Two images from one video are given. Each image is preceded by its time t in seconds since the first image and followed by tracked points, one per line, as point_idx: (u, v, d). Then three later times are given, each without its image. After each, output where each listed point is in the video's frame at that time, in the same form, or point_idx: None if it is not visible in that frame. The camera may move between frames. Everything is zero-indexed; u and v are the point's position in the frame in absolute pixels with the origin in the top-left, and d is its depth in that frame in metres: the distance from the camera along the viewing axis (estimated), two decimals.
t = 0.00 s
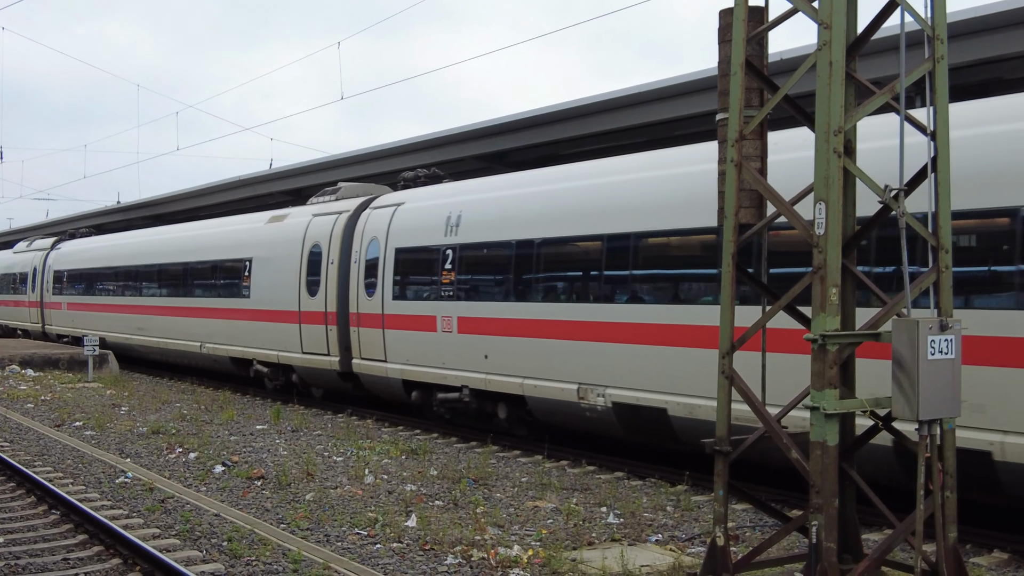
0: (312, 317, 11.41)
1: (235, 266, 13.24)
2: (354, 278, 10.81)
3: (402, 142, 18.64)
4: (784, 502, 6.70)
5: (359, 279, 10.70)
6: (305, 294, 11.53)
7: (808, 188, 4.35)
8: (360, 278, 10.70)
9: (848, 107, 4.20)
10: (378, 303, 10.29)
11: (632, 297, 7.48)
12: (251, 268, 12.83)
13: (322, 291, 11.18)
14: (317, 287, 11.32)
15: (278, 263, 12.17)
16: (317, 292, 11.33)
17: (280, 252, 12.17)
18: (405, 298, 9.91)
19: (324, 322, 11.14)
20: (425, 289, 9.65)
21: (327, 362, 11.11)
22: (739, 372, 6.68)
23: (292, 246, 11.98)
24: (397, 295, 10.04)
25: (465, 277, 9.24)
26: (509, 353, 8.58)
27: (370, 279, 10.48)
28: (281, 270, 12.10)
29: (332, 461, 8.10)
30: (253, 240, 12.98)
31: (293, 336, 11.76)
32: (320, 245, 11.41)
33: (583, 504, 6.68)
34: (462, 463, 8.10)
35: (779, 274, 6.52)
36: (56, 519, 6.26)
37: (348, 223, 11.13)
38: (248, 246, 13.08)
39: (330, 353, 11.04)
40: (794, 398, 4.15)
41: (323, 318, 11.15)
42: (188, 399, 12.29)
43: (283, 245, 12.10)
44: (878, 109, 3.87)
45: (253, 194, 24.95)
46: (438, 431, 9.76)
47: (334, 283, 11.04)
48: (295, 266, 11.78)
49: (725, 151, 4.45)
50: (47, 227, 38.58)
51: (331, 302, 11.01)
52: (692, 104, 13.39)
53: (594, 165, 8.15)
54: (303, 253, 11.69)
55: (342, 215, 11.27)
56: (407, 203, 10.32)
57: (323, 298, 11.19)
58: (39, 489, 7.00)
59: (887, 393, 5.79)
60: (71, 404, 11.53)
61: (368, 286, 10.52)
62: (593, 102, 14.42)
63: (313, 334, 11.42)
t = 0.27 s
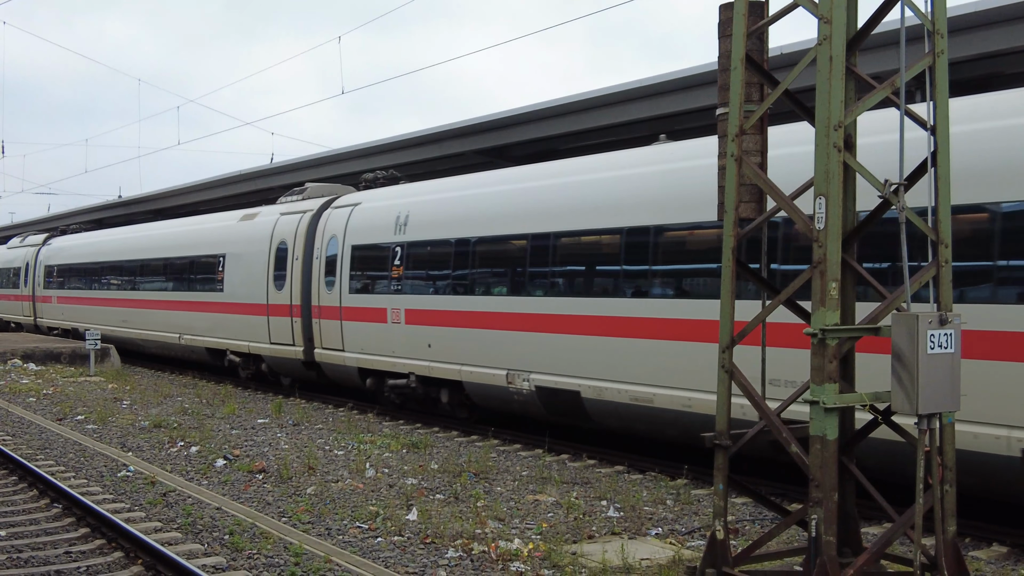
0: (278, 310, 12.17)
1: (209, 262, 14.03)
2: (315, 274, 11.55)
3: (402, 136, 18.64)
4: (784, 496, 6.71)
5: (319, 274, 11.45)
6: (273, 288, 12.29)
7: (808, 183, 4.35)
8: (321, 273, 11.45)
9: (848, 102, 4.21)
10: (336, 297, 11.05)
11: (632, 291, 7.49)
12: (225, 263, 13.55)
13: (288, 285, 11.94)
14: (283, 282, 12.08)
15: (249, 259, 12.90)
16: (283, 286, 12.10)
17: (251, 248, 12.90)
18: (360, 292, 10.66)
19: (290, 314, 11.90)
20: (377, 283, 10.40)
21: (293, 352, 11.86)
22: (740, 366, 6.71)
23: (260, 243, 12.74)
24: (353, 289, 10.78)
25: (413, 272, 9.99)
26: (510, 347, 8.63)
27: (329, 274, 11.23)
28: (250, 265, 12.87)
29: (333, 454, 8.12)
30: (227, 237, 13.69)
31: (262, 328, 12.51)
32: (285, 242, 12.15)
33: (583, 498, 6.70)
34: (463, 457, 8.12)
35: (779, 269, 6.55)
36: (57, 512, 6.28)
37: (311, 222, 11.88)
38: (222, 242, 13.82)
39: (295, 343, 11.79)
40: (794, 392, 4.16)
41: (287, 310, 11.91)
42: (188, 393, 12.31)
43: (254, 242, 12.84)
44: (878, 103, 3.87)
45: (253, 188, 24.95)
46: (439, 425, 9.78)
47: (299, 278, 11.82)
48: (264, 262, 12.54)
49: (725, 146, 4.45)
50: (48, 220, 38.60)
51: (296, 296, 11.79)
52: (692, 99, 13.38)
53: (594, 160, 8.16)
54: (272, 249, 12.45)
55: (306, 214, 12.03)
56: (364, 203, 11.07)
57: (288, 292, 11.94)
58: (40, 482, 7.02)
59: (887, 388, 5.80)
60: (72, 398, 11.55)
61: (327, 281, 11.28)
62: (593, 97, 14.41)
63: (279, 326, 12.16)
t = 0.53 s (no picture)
0: (248, 304, 12.96)
1: (186, 259, 14.82)
2: (281, 271, 12.31)
3: (402, 133, 18.65)
4: (784, 492, 6.72)
5: (285, 271, 12.23)
6: (243, 284, 13.08)
7: (808, 179, 4.35)
8: (286, 270, 12.22)
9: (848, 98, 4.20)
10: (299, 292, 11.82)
11: (633, 288, 7.50)
12: (201, 260, 14.30)
13: (257, 282, 12.73)
14: (253, 278, 12.88)
15: (224, 256, 13.66)
16: (253, 282, 12.91)
17: (225, 246, 13.65)
18: (321, 287, 11.43)
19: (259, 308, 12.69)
20: (336, 279, 11.17)
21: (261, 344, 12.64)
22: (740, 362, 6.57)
23: (231, 241, 13.54)
24: (315, 285, 11.55)
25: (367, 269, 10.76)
26: (509, 343, 8.65)
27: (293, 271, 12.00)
28: (223, 263, 13.67)
29: (334, 450, 8.14)
30: (204, 236, 14.43)
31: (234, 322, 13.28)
32: (254, 241, 12.93)
33: (584, 494, 6.71)
34: (464, 453, 8.13)
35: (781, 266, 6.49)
36: (59, 508, 6.30)
37: (278, 221, 12.65)
38: (200, 241, 14.59)
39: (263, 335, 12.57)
40: (794, 388, 4.16)
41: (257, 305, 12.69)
42: (190, 389, 12.33)
43: (227, 240, 13.59)
44: (878, 100, 3.87)
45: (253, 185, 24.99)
46: (439, 421, 9.79)
47: (267, 275, 12.61)
48: (236, 259, 13.31)
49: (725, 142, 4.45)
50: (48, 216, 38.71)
51: (265, 291, 12.58)
52: (692, 95, 13.39)
53: (594, 156, 8.17)
54: (243, 247, 13.21)
55: (273, 214, 12.81)
56: (326, 205, 11.83)
57: (258, 288, 12.73)
58: (42, 478, 7.04)
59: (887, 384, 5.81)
60: (74, 394, 11.58)
61: (291, 277, 12.05)
62: (593, 93, 14.43)
63: (250, 320, 12.95)
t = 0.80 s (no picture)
0: (221, 301, 13.75)
1: (164, 258, 15.56)
2: (251, 269, 13.07)
3: (403, 131, 18.64)
4: (784, 490, 6.72)
5: (252, 269, 13.01)
6: (215, 281, 13.85)
7: (810, 177, 4.34)
8: (253, 268, 13.01)
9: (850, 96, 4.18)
10: (266, 289, 12.60)
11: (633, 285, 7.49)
12: (179, 260, 15.02)
13: (228, 279, 13.51)
14: (224, 275, 13.66)
15: (199, 255, 14.40)
16: (225, 280, 13.68)
17: (199, 245, 14.42)
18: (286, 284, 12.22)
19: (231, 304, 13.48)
20: (299, 277, 11.95)
21: (232, 338, 13.44)
22: (739, 359, 6.61)
23: (204, 241, 14.33)
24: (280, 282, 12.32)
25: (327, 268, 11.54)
26: (508, 341, 8.65)
27: (261, 270, 12.78)
28: (197, 261, 14.44)
29: (335, 448, 8.13)
30: (181, 235, 15.16)
31: (207, 318, 14.05)
32: (226, 240, 13.69)
33: (584, 492, 6.70)
34: (464, 451, 8.13)
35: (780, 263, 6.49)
36: (60, 506, 6.30)
37: (248, 222, 13.40)
38: (177, 240, 15.34)
39: (234, 330, 13.35)
40: (795, 387, 4.15)
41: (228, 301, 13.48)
42: (190, 387, 12.32)
43: (201, 240, 14.36)
44: (879, 98, 3.85)
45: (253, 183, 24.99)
46: (440, 419, 9.78)
47: (238, 273, 13.38)
48: (209, 258, 14.11)
49: (726, 139, 4.44)
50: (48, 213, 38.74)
51: (236, 288, 13.34)
52: (692, 93, 13.37)
53: (595, 154, 8.17)
54: (217, 246, 13.96)
55: (244, 215, 13.58)
56: (290, 207, 12.59)
57: (230, 285, 13.51)
58: (42, 476, 7.04)
59: (888, 382, 5.80)
60: (74, 392, 11.57)
61: (259, 275, 12.83)
62: (594, 91, 14.42)
63: (223, 315, 13.73)
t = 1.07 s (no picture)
0: (196, 297, 14.36)
1: (144, 256, 16.17)
2: (223, 268, 13.74)
3: (403, 129, 18.64)
4: (785, 488, 6.72)
5: (224, 268, 13.65)
6: (191, 279, 14.47)
7: (810, 175, 4.33)
8: (225, 267, 13.65)
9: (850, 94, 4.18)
10: (237, 286, 13.28)
11: (634, 283, 7.49)
12: (157, 259, 15.61)
13: (204, 277, 14.12)
14: (199, 274, 14.28)
15: (176, 255, 14.99)
16: (200, 278, 14.30)
17: (175, 244, 15.05)
18: (253, 282, 12.91)
19: (205, 301, 14.13)
20: (264, 275, 12.66)
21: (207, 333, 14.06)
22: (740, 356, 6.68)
23: (180, 240, 14.95)
24: (249, 280, 13.01)
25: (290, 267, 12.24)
26: (508, 339, 8.65)
27: (231, 268, 13.44)
28: (174, 260, 15.04)
29: (335, 446, 8.13)
30: (159, 236, 15.77)
31: (183, 314, 14.64)
32: (201, 241, 14.33)
33: (585, 490, 6.70)
34: (465, 449, 8.13)
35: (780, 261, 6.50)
36: (60, 504, 6.30)
37: (221, 223, 14.05)
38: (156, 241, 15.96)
39: (208, 325, 13.96)
40: (796, 385, 4.14)
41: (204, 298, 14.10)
42: (190, 385, 12.32)
43: (178, 240, 14.97)
44: (880, 96, 3.84)
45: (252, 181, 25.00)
46: (441, 417, 9.79)
47: (212, 272, 14.01)
48: (183, 257, 14.73)
49: (726, 138, 4.43)
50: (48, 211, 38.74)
51: (209, 286, 13.98)
52: (692, 91, 13.37)
53: (595, 153, 8.17)
54: (192, 247, 14.58)
55: (216, 217, 14.25)
56: (259, 210, 13.31)
57: (204, 283, 14.16)
58: (43, 474, 7.04)
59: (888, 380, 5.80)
60: (75, 390, 11.57)
61: (230, 273, 13.49)
62: (594, 89, 14.41)
63: (199, 311, 14.34)
